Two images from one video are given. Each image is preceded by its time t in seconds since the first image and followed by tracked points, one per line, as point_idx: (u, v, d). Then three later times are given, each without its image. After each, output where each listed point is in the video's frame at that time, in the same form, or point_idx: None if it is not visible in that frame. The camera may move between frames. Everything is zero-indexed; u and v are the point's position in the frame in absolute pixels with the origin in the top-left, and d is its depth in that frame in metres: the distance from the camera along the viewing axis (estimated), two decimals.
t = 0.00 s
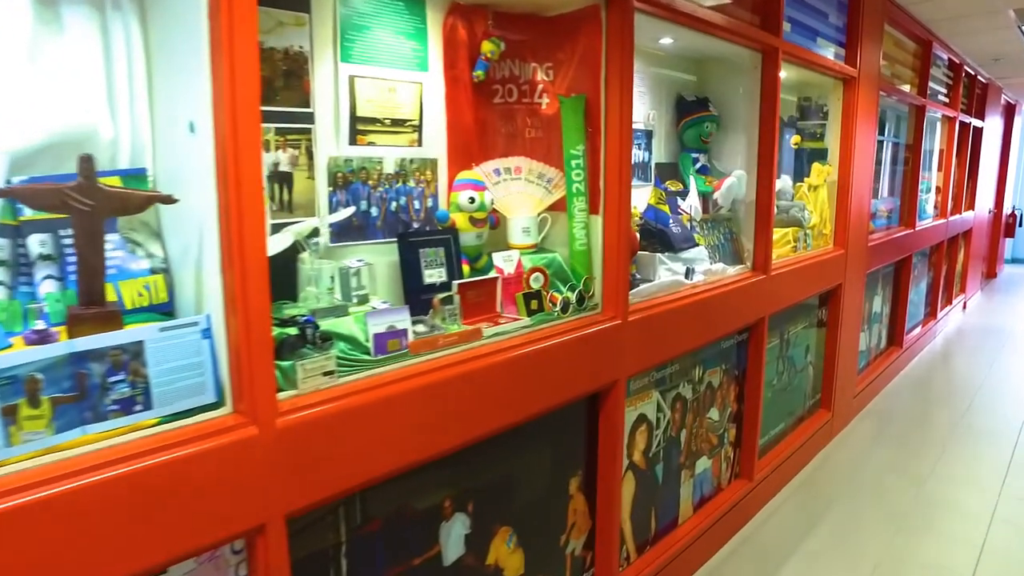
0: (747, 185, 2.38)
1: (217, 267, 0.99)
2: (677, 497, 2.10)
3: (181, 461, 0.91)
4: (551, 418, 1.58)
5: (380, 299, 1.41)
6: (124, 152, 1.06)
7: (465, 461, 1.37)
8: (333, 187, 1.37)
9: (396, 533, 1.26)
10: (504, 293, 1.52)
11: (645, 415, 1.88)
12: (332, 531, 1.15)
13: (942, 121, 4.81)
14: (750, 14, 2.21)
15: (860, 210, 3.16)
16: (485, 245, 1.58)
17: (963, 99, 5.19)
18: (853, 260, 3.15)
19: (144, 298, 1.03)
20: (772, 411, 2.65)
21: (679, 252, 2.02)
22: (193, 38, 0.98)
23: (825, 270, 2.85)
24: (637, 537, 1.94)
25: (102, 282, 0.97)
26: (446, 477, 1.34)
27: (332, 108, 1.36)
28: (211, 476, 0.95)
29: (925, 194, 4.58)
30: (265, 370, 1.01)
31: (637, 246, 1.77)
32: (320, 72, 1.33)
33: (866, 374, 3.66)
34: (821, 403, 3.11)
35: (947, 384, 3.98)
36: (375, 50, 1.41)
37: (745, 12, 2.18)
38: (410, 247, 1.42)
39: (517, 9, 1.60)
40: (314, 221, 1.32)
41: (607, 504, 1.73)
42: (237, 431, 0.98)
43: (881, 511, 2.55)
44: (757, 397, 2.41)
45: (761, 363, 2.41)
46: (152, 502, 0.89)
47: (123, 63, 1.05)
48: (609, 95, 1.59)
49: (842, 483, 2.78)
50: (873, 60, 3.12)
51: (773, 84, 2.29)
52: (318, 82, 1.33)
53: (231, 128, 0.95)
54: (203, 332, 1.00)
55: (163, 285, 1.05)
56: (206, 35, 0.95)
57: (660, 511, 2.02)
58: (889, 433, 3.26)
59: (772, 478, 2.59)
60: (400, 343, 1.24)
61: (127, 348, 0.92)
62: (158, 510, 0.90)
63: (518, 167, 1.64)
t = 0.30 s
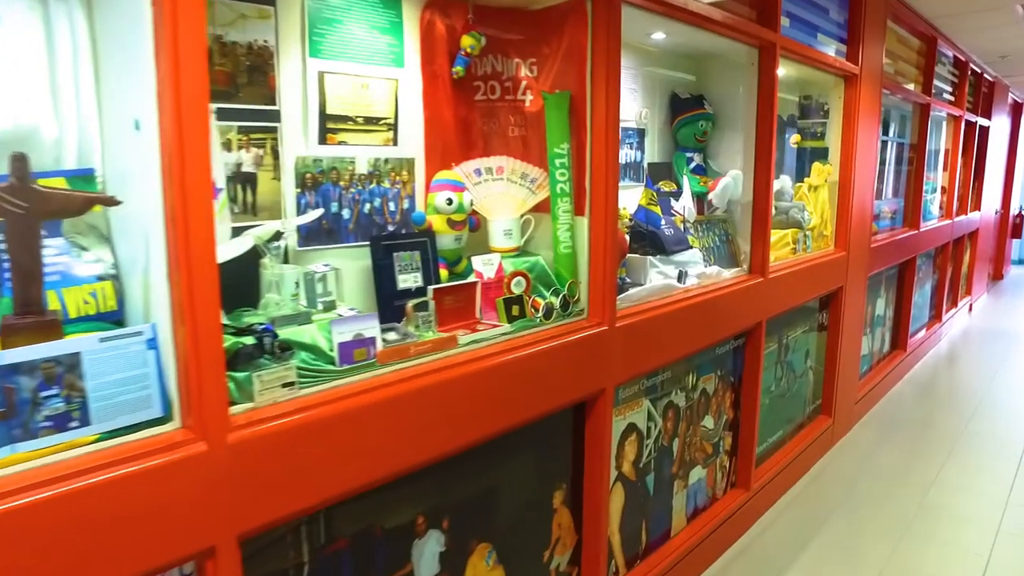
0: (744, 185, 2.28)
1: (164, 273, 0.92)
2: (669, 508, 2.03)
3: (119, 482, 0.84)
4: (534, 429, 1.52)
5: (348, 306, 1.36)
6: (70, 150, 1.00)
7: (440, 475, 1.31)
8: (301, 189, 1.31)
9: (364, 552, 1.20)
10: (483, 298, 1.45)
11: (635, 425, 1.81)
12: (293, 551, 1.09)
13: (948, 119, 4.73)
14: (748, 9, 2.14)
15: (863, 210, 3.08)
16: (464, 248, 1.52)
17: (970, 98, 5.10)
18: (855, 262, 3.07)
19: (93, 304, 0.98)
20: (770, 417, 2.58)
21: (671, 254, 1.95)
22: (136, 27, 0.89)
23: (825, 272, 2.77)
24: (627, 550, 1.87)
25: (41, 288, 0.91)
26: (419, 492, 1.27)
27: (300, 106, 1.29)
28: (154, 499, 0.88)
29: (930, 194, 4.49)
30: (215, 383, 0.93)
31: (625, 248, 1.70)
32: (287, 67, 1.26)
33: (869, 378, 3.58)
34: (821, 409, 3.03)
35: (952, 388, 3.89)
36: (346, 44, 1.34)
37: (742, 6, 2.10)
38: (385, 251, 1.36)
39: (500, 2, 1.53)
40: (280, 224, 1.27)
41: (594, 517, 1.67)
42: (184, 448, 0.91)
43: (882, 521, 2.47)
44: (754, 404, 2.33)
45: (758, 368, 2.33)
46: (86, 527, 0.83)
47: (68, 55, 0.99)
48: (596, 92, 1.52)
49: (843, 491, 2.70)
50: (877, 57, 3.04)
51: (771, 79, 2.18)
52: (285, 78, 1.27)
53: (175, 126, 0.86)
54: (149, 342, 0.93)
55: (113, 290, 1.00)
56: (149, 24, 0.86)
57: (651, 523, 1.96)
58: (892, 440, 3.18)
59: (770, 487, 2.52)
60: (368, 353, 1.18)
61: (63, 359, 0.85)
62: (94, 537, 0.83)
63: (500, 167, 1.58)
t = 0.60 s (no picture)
0: (741, 187, 2.19)
1: (99, 279, 0.84)
2: (663, 521, 1.96)
3: (48, 509, 0.78)
4: (516, 442, 1.45)
5: (315, 313, 1.29)
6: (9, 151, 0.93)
7: (413, 492, 1.24)
8: (268, 190, 1.25)
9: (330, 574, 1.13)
10: (462, 304, 1.38)
11: (626, 435, 1.74)
12: None
13: (955, 118, 4.63)
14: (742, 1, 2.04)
15: (867, 211, 2.99)
16: (444, 252, 1.45)
17: (978, 96, 5.00)
18: (859, 264, 2.98)
19: (34, 314, 0.90)
20: (770, 425, 2.51)
21: (664, 258, 1.89)
22: (70, 18, 0.83)
23: (829, 275, 2.69)
24: (618, 565, 1.80)
25: None
26: (391, 511, 1.21)
27: (267, 103, 1.23)
28: (89, 527, 0.81)
29: (937, 194, 4.40)
30: (157, 399, 0.86)
31: (615, 253, 1.63)
32: (253, 63, 1.20)
33: (873, 383, 3.49)
34: (824, 415, 2.95)
35: (960, 393, 3.80)
36: (317, 38, 1.27)
37: None
38: (358, 256, 1.31)
39: None
40: (251, 227, 1.22)
41: (581, 533, 1.60)
42: (124, 470, 0.84)
43: (887, 533, 2.39)
44: (753, 412, 2.26)
45: (757, 375, 2.25)
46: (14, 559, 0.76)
47: (4, 48, 0.92)
48: (582, 88, 1.44)
49: (845, 500, 2.62)
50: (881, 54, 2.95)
51: (770, 77, 2.08)
52: (250, 74, 1.20)
53: (108, 120, 0.79)
54: (85, 357, 0.87)
55: (56, 299, 0.93)
56: (79, 15, 0.80)
57: (644, 537, 1.89)
58: (897, 447, 3.09)
59: (770, 497, 2.44)
60: (332, 365, 1.11)
61: None
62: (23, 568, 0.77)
63: (483, 167, 1.51)
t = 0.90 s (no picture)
0: (742, 188, 2.11)
1: (30, 287, 0.78)
2: (658, 534, 1.89)
3: None
4: (500, 455, 1.38)
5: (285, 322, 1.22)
6: None
7: (387, 510, 1.18)
8: (236, 192, 1.18)
9: None
10: (442, 312, 1.32)
11: (618, 446, 1.67)
12: None
13: (965, 117, 4.53)
14: None
15: (874, 212, 2.90)
16: (424, 256, 1.39)
17: (989, 94, 4.89)
18: (866, 267, 2.89)
19: None
20: (772, 432, 2.43)
21: (660, 262, 1.82)
22: None
23: (834, 278, 2.60)
24: None
25: None
26: (363, 531, 1.15)
27: (233, 100, 1.16)
28: (21, 558, 0.75)
29: (946, 195, 4.30)
30: (95, 417, 0.80)
31: (605, 257, 1.57)
32: (218, 58, 1.14)
33: (880, 388, 3.40)
34: (828, 422, 2.87)
35: (970, 398, 3.71)
36: (287, 32, 1.21)
37: None
38: (331, 261, 1.25)
39: None
40: (218, 229, 1.16)
41: (570, 549, 1.53)
42: (61, 494, 0.79)
43: (894, 546, 2.30)
44: (753, 421, 2.18)
45: (758, 382, 2.18)
46: None
47: None
48: (569, 85, 1.37)
49: (850, 510, 2.54)
50: (889, 51, 2.86)
51: (771, 75, 2.00)
52: (215, 70, 1.14)
53: (31, 120, 0.73)
54: (17, 373, 0.80)
55: None
56: None
57: (638, 551, 1.81)
58: (904, 454, 3.01)
59: (772, 507, 2.36)
60: (296, 378, 1.06)
61: None
62: None
63: (466, 167, 1.44)
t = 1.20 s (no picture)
0: (747, 188, 2.02)
1: None
2: (656, 550, 1.82)
3: None
4: (485, 470, 1.32)
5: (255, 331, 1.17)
6: None
7: (361, 529, 1.12)
8: (204, 194, 1.12)
9: None
10: (423, 320, 1.26)
11: (613, 459, 1.60)
12: None
13: (981, 116, 4.41)
14: None
15: (885, 215, 2.81)
16: (407, 261, 1.32)
17: (1006, 93, 4.77)
18: (877, 270, 2.80)
19: None
20: (778, 442, 2.35)
21: (657, 267, 1.74)
22: None
23: (844, 282, 2.52)
24: None
25: None
26: (334, 552, 1.09)
27: (201, 98, 1.11)
28: None
29: (961, 196, 4.19)
30: (29, 433, 0.75)
31: (598, 262, 1.49)
32: (184, 53, 1.08)
33: (891, 394, 3.31)
34: (837, 430, 2.78)
35: (985, 406, 3.60)
36: (258, 26, 1.16)
37: None
38: (304, 266, 1.19)
39: None
40: (184, 233, 1.10)
41: (560, 567, 1.46)
42: None
43: (904, 561, 2.22)
44: (757, 432, 2.10)
45: (762, 391, 2.09)
46: None
47: None
48: (559, 82, 1.30)
49: (859, 523, 2.45)
50: (901, 48, 2.76)
51: (775, 71, 1.92)
52: (180, 66, 1.08)
53: None
54: None
55: None
56: None
57: (634, 567, 1.75)
58: (916, 464, 2.92)
59: (777, 520, 2.28)
60: (260, 393, 1.00)
61: None
62: None
63: (451, 168, 1.38)
